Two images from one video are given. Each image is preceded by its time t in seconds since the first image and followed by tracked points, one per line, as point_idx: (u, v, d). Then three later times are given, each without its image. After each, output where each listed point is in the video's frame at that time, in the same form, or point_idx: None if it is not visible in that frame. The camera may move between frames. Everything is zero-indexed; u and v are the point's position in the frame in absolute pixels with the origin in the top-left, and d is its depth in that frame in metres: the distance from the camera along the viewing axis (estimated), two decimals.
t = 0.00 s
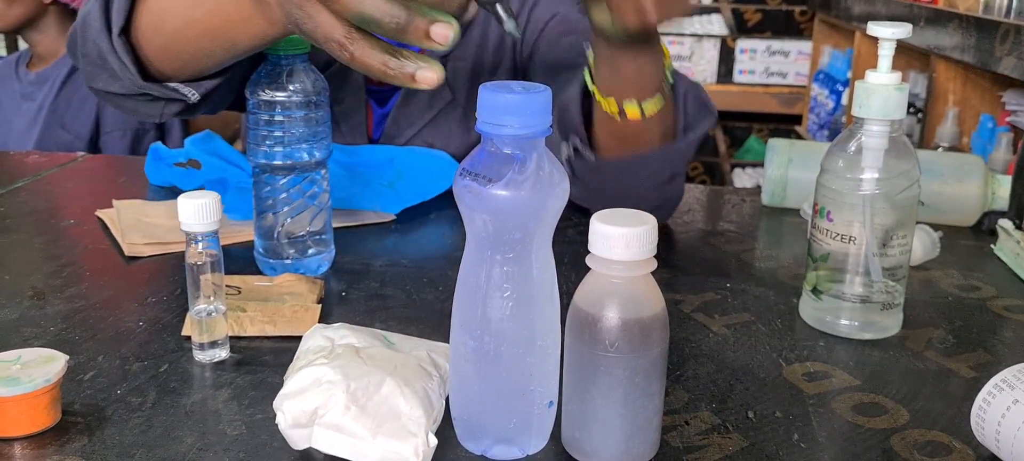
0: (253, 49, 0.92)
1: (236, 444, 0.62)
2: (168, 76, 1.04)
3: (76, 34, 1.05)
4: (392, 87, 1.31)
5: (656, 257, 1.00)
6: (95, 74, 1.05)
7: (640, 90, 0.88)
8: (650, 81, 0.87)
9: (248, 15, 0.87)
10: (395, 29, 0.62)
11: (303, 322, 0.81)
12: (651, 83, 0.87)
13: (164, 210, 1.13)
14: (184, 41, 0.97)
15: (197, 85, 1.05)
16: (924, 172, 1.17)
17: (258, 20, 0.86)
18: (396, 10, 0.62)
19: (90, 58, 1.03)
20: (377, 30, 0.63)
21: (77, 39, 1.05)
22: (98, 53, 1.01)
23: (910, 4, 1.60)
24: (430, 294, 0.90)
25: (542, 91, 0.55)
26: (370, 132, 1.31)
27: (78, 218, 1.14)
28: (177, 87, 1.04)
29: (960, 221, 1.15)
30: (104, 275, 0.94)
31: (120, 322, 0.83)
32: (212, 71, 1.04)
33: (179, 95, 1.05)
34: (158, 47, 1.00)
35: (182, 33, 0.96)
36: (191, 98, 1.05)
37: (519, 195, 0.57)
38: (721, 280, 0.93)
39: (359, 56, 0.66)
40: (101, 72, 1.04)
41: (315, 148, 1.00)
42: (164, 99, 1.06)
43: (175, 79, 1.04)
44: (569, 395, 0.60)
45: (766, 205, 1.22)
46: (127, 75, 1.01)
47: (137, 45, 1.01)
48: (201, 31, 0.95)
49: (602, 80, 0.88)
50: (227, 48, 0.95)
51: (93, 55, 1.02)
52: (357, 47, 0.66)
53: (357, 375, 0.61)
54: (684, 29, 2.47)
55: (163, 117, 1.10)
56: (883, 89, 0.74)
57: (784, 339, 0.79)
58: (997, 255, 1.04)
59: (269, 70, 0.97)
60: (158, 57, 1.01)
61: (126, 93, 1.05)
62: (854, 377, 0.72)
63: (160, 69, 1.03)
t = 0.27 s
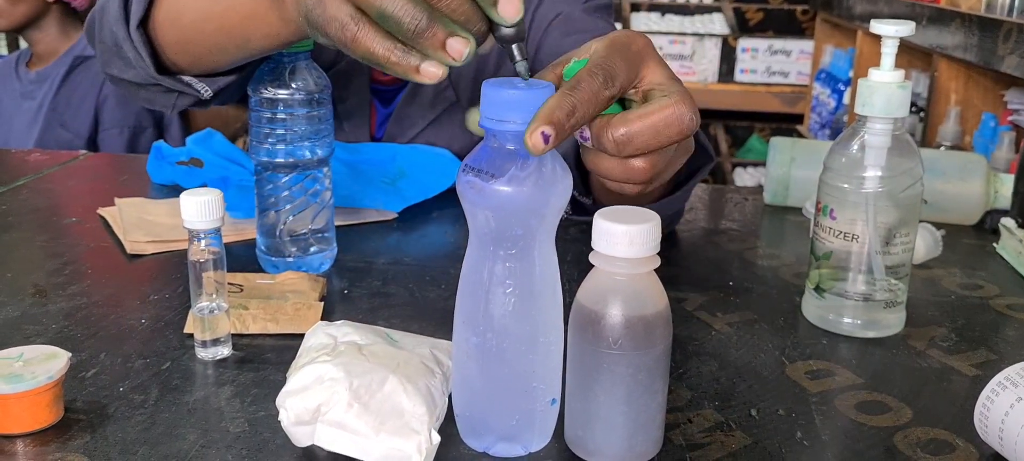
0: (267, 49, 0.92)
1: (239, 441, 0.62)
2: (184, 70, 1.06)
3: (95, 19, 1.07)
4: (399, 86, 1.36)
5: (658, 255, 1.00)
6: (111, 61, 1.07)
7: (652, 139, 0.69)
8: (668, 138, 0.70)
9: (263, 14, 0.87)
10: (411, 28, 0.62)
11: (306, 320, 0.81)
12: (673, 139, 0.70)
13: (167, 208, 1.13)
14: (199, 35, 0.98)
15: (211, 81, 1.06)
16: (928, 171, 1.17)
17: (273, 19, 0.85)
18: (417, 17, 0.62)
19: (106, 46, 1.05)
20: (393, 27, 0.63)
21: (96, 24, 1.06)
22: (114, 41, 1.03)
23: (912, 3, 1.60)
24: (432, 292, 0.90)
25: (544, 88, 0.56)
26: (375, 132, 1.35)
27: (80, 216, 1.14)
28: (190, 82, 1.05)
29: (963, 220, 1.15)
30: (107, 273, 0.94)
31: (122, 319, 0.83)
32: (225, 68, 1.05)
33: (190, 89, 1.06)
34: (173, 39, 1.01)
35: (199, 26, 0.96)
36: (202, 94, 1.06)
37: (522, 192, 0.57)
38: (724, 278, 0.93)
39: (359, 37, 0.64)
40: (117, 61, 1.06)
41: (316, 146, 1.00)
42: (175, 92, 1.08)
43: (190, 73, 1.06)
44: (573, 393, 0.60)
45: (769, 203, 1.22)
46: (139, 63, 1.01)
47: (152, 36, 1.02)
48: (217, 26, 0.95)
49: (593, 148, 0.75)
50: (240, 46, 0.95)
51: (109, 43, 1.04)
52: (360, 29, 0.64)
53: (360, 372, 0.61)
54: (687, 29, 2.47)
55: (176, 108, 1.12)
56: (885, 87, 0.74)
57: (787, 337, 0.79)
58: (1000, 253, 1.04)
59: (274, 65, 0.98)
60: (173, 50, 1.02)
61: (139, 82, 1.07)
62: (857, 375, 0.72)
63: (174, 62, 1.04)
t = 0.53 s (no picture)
0: (263, 46, 0.92)
1: (243, 439, 0.62)
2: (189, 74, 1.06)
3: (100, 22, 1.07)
4: (402, 85, 1.36)
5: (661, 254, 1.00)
6: (118, 64, 1.08)
7: (647, 141, 0.70)
8: (663, 141, 0.70)
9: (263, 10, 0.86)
10: (426, 28, 0.60)
11: (308, 318, 0.81)
12: (669, 141, 0.71)
13: (169, 207, 1.13)
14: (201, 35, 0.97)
15: (217, 85, 1.06)
16: (931, 169, 1.16)
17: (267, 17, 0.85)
18: (434, 17, 0.59)
19: (114, 48, 1.06)
20: (402, 23, 0.61)
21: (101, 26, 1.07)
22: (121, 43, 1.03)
23: (914, 3, 1.60)
24: (435, 291, 0.90)
25: (539, 84, 0.56)
26: (376, 131, 1.35)
27: (83, 214, 1.14)
28: (196, 86, 1.05)
29: (966, 219, 1.15)
30: (110, 271, 0.94)
31: (126, 318, 0.83)
32: (229, 70, 1.05)
33: (196, 93, 1.05)
34: (175, 41, 1.01)
35: (201, 25, 0.96)
36: (208, 98, 1.06)
37: (519, 187, 0.57)
38: (726, 277, 0.93)
39: (367, 32, 0.64)
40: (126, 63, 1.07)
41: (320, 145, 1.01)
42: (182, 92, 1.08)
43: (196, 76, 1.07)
44: (577, 390, 0.60)
45: (771, 202, 1.23)
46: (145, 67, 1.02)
47: (157, 38, 1.02)
48: (218, 24, 0.94)
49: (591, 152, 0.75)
50: (238, 46, 0.95)
51: (116, 46, 1.05)
52: (368, 24, 0.64)
53: (364, 370, 0.61)
54: (688, 28, 2.47)
55: (185, 109, 1.14)
56: (889, 85, 0.74)
57: (791, 336, 0.79)
58: (1002, 252, 1.04)
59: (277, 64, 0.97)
60: (176, 53, 1.02)
61: (146, 85, 1.08)
62: (861, 373, 0.72)
63: (178, 65, 1.04)
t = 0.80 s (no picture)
0: None
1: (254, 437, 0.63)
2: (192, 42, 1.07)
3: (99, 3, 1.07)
4: (410, 83, 1.35)
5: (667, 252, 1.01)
6: (120, 46, 1.09)
7: (639, 136, 0.71)
8: (654, 135, 0.72)
9: None
10: None
11: (317, 317, 0.81)
12: (660, 135, 0.72)
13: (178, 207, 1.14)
14: None
15: (220, 51, 1.07)
16: (937, 167, 1.17)
17: None
18: None
19: (114, 29, 1.06)
20: None
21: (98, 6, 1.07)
22: (121, 22, 1.04)
23: (920, 1, 1.60)
24: (443, 290, 0.90)
25: (534, 82, 0.57)
26: (385, 130, 1.36)
27: (92, 214, 1.15)
28: (199, 54, 1.06)
29: (971, 217, 1.15)
30: (119, 271, 0.95)
31: (136, 317, 0.84)
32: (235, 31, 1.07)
33: (199, 61, 1.06)
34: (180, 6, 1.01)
35: None
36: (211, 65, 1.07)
37: (519, 187, 0.58)
38: (732, 275, 0.94)
39: None
40: (128, 43, 1.07)
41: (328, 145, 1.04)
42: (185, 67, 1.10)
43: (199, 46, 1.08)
44: (586, 389, 0.60)
45: (777, 201, 1.22)
46: (149, 43, 1.04)
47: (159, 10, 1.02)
48: None
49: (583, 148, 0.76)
50: None
51: (117, 25, 1.05)
52: None
53: (374, 368, 0.61)
54: (694, 26, 2.46)
55: (187, 91, 1.17)
56: (894, 84, 0.75)
57: (797, 334, 0.79)
58: (1008, 250, 1.04)
59: (284, 67, 1.02)
60: (180, 17, 1.03)
61: (149, 64, 1.09)
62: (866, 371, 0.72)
63: (182, 32, 1.05)
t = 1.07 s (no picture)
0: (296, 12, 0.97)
1: (261, 439, 0.64)
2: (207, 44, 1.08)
3: None
4: (415, 85, 1.36)
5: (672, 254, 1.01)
6: (135, 40, 1.09)
7: (650, 143, 0.71)
8: (665, 143, 0.71)
9: None
10: None
11: (324, 319, 0.82)
12: (671, 143, 0.71)
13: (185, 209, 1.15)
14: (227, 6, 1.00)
15: (234, 58, 1.07)
16: (942, 169, 1.16)
17: None
18: None
19: (130, 24, 1.07)
20: None
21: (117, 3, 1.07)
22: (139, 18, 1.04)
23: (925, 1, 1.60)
24: (449, 292, 0.91)
25: (548, 88, 0.57)
26: (391, 131, 1.36)
27: (100, 217, 1.15)
28: (214, 58, 1.06)
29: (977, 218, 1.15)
30: (127, 274, 0.96)
31: (144, 320, 0.84)
32: (251, 41, 1.07)
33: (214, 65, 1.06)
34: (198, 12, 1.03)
35: None
36: (225, 70, 1.07)
37: (530, 192, 0.58)
38: (738, 276, 0.94)
39: None
40: (144, 39, 1.08)
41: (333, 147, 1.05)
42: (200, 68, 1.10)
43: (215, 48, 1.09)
44: (590, 390, 0.60)
45: (782, 202, 1.23)
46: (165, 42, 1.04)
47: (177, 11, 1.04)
48: None
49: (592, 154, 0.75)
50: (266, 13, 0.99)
51: (134, 21, 1.05)
52: None
53: (380, 371, 0.62)
54: (699, 27, 2.45)
55: (199, 89, 1.17)
56: (899, 86, 0.75)
57: (802, 335, 0.79)
58: (1014, 251, 1.04)
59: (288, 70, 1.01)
60: (199, 24, 1.05)
61: (163, 60, 1.10)
62: (871, 372, 0.73)
63: (198, 36, 1.07)
